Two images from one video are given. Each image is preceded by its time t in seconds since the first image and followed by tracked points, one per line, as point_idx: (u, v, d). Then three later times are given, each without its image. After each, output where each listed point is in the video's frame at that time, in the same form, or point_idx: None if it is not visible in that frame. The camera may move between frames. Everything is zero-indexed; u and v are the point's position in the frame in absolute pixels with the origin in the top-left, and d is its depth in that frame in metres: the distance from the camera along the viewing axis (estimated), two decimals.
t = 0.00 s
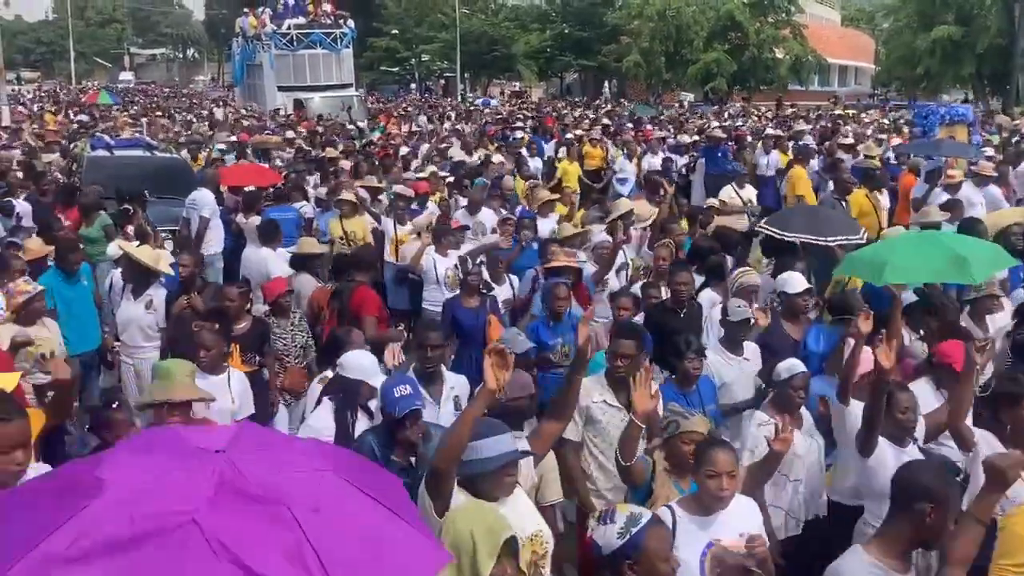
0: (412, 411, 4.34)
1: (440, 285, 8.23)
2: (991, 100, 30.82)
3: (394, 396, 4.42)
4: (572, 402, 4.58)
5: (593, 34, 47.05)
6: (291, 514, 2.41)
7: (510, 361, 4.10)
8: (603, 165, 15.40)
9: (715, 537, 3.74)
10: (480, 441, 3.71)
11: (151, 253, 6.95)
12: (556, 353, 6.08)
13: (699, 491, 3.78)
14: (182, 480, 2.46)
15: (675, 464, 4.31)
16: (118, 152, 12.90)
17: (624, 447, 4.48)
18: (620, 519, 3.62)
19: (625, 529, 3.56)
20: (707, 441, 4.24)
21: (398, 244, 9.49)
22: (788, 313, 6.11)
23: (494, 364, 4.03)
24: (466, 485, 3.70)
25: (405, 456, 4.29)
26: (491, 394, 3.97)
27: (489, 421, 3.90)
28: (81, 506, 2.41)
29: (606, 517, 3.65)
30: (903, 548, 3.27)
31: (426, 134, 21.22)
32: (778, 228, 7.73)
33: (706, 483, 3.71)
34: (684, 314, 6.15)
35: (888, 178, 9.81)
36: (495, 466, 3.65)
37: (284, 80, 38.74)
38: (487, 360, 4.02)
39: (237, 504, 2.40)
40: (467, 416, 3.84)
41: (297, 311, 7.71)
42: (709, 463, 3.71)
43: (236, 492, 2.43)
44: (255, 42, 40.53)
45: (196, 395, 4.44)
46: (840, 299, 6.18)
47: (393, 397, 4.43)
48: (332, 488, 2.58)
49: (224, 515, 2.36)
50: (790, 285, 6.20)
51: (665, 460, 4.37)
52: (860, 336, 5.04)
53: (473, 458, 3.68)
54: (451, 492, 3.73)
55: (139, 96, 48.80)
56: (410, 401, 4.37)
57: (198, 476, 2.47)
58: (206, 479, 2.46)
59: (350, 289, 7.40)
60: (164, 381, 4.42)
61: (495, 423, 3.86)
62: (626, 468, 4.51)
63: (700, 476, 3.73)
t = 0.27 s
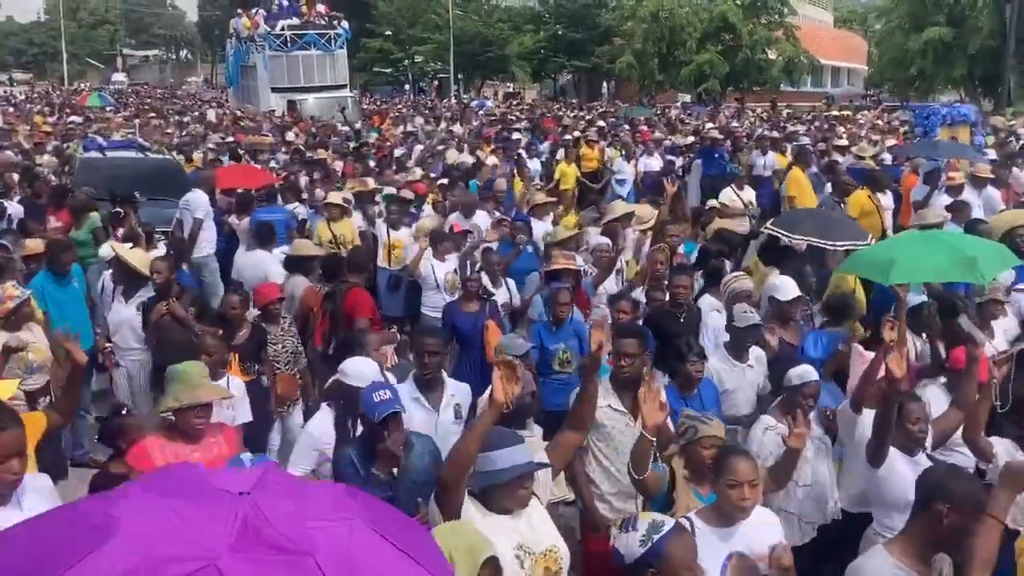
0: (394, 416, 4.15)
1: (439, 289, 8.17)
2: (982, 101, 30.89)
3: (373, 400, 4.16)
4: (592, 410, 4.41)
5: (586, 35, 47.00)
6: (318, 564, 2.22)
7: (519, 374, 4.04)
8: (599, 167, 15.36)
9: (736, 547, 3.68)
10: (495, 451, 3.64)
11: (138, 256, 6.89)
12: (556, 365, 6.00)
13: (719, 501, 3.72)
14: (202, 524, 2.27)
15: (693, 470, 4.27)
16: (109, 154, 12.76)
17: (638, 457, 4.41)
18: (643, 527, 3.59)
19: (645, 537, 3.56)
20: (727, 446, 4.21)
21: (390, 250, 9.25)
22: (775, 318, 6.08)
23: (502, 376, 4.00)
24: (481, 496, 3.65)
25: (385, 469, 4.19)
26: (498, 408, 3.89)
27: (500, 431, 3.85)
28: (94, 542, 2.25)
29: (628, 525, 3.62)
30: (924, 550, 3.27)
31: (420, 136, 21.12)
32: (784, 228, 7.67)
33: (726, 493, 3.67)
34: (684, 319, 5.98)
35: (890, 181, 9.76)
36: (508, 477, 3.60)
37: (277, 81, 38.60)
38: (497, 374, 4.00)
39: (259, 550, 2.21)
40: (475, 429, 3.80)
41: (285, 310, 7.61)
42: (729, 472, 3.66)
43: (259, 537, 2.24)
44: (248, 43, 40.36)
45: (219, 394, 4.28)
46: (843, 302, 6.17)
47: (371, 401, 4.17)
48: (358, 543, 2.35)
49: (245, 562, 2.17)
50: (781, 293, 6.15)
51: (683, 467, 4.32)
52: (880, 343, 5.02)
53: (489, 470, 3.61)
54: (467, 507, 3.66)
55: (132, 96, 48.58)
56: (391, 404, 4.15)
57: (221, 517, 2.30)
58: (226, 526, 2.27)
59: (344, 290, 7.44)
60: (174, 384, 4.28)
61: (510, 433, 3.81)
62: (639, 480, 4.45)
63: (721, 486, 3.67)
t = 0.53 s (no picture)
0: (377, 420, 4.18)
1: (432, 293, 8.09)
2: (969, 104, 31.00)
3: (358, 402, 4.23)
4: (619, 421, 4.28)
5: (575, 37, 46.99)
6: None
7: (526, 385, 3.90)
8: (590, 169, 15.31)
9: (749, 559, 3.68)
10: (516, 462, 3.52)
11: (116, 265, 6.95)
12: (559, 370, 6.34)
13: (733, 511, 3.71)
14: (214, 541, 2.20)
15: (704, 476, 4.25)
16: (96, 156, 12.63)
17: (643, 466, 4.40)
18: (663, 538, 3.53)
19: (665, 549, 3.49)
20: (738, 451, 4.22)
21: (380, 253, 9.18)
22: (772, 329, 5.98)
23: (509, 385, 3.83)
24: (501, 505, 3.53)
25: (366, 483, 4.11)
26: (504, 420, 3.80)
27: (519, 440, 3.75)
28: (101, 559, 2.15)
29: (648, 536, 3.56)
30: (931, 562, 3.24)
31: (410, 138, 21.03)
32: (781, 239, 7.58)
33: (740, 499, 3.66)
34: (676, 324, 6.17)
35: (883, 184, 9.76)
36: (531, 487, 3.47)
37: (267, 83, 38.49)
38: (504, 383, 3.81)
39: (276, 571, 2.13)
40: (486, 440, 3.75)
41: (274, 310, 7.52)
42: (744, 481, 3.65)
43: (276, 558, 2.16)
44: (236, 44, 40.18)
45: (224, 399, 4.22)
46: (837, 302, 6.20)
47: (356, 403, 4.23)
48: (375, 561, 2.28)
49: None
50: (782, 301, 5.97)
51: (694, 472, 4.30)
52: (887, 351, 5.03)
53: (510, 481, 3.50)
54: (485, 518, 3.55)
55: (118, 97, 48.30)
56: (375, 408, 4.21)
57: (236, 535, 2.21)
58: (241, 543, 2.18)
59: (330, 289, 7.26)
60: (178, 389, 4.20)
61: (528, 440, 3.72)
62: (645, 488, 4.45)
63: (736, 497, 3.66)
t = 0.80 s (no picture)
0: (371, 418, 4.04)
1: (415, 296, 7.99)
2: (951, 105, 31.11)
3: (350, 403, 4.06)
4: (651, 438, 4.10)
5: (559, 38, 46.92)
6: None
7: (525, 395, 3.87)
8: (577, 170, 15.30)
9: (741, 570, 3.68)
10: (531, 472, 3.46)
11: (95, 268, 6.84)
12: (554, 373, 6.40)
13: (728, 521, 3.70)
14: None
15: (704, 481, 4.24)
16: (80, 156, 12.49)
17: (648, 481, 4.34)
18: (670, 556, 3.44)
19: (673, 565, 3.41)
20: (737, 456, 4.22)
21: (366, 255, 9.04)
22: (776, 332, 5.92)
23: (507, 393, 3.83)
24: (514, 515, 3.50)
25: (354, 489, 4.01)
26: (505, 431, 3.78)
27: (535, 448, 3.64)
28: None
29: (653, 552, 3.46)
30: None
31: (396, 139, 20.92)
32: (778, 244, 7.57)
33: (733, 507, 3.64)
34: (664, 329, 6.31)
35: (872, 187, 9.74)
36: (544, 499, 3.42)
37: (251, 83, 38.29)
38: (500, 391, 3.81)
39: None
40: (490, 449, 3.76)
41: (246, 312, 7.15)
42: (737, 491, 3.62)
43: None
44: (221, 45, 39.93)
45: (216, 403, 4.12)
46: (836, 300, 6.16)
47: (348, 405, 4.06)
48: None
49: None
50: (783, 306, 5.92)
51: (694, 477, 4.31)
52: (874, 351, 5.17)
53: (525, 491, 3.44)
54: (498, 525, 3.52)
55: (101, 98, 47.93)
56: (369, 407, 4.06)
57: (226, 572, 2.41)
58: None
59: (314, 292, 7.17)
60: (166, 395, 4.12)
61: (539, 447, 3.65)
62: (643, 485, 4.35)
63: (730, 507, 3.64)
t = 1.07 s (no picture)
0: (372, 419, 3.96)
1: (399, 299, 7.86)
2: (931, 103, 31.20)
3: (353, 406, 3.97)
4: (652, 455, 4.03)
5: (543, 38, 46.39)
6: None
7: (520, 409, 3.73)
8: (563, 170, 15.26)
9: None
10: (535, 483, 3.39)
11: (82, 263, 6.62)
12: (542, 374, 6.32)
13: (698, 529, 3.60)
14: None
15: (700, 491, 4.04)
16: (59, 156, 12.31)
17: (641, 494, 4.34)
18: None
19: None
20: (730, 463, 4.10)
21: (348, 259, 9.02)
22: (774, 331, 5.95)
23: (500, 407, 3.72)
24: (513, 527, 3.44)
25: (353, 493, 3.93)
26: (499, 448, 3.69)
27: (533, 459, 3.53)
28: None
29: None
30: None
31: (380, 138, 20.81)
32: (769, 241, 7.55)
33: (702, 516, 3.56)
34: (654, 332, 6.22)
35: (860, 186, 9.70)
36: (546, 512, 3.35)
37: (233, 82, 38.05)
38: (494, 407, 3.70)
39: None
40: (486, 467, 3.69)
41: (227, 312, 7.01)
42: (711, 501, 3.55)
43: None
44: (202, 43, 39.61)
45: (195, 410, 3.99)
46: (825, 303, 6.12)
47: (351, 407, 3.97)
48: None
49: None
50: (788, 306, 6.03)
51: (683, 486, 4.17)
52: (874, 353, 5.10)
53: (527, 502, 3.38)
54: (496, 537, 3.45)
55: (80, 96, 47.47)
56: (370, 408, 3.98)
57: None
58: None
59: (295, 292, 6.99)
60: (141, 406, 3.97)
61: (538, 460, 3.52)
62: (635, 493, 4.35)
63: (701, 515, 3.56)
